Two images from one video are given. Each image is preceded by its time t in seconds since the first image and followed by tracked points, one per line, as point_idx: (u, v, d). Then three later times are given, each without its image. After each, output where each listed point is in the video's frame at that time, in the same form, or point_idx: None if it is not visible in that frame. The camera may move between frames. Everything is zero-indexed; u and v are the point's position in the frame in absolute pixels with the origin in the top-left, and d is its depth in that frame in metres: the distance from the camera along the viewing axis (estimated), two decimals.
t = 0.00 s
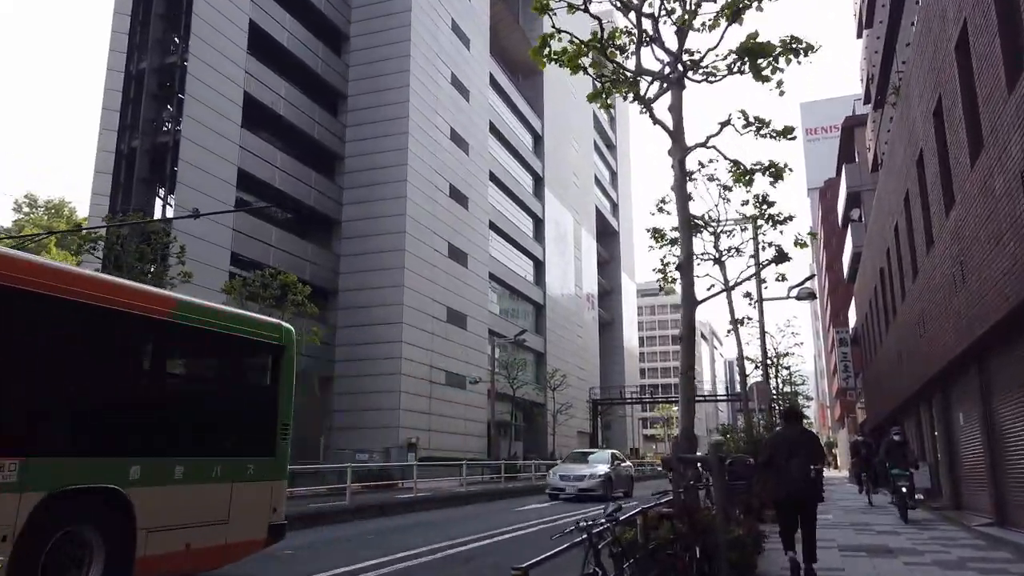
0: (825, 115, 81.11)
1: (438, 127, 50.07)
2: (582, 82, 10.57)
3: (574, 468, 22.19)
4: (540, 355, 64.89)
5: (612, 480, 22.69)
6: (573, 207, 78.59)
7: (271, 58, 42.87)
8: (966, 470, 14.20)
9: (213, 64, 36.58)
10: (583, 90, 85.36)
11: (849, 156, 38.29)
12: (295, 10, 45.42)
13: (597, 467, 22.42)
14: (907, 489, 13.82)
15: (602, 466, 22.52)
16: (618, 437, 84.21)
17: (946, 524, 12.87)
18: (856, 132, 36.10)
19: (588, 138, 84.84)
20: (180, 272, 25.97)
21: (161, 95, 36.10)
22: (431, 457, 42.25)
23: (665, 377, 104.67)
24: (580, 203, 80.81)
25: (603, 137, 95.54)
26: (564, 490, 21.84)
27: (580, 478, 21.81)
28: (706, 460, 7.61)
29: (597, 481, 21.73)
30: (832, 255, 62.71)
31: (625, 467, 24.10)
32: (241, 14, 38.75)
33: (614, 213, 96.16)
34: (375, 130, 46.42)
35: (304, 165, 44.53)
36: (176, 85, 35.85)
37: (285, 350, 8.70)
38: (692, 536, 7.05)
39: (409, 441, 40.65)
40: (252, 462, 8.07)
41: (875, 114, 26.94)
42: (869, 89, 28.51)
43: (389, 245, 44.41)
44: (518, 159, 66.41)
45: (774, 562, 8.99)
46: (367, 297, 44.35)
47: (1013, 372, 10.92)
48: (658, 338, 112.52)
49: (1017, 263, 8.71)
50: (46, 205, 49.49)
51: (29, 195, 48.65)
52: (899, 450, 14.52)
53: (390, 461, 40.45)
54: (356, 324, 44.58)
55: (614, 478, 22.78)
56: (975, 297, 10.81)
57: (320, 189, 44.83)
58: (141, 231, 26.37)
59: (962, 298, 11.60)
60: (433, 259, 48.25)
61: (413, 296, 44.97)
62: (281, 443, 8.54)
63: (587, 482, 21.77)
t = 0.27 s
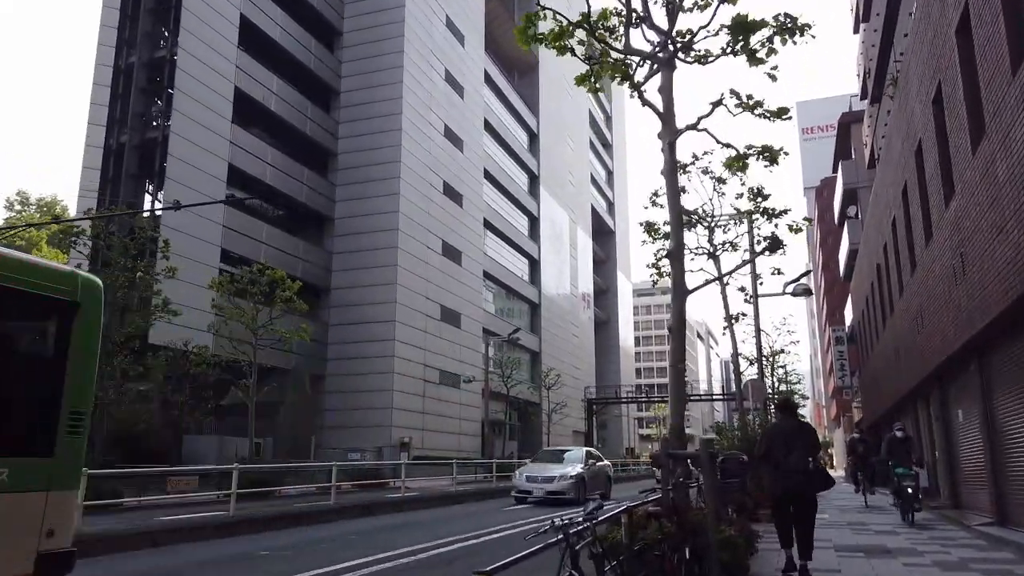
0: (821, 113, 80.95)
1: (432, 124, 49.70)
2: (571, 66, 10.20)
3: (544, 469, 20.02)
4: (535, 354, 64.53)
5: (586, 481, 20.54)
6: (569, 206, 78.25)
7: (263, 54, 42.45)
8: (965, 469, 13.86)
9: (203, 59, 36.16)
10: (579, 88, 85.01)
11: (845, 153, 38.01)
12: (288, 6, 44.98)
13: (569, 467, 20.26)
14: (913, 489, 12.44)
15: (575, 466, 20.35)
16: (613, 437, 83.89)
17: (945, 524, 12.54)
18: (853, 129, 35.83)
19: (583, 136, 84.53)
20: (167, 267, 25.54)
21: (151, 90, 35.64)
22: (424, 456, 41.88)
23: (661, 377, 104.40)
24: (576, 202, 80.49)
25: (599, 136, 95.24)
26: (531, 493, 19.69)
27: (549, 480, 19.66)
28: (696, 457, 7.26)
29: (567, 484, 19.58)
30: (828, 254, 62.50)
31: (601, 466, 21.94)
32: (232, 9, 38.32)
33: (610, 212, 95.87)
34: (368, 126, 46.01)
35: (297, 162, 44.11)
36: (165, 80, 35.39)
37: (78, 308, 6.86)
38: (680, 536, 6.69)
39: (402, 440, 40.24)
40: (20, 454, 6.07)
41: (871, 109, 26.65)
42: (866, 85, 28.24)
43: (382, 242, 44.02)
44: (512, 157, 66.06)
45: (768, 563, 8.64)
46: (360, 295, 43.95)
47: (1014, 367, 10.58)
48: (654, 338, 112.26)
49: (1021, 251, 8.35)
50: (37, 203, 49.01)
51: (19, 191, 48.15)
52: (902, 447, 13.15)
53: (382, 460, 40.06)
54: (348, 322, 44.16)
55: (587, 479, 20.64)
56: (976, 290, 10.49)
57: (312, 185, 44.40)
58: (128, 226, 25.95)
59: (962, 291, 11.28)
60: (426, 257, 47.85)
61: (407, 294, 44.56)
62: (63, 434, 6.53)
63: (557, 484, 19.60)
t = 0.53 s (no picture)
0: (817, 114, 80.85)
1: (426, 122, 49.26)
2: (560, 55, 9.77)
3: (505, 475, 18.22)
4: (530, 354, 64.21)
5: (552, 488, 18.78)
6: (564, 206, 77.90)
7: (254, 51, 41.99)
8: (965, 472, 13.51)
9: (193, 54, 35.69)
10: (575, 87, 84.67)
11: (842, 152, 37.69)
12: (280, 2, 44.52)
13: (534, 472, 18.44)
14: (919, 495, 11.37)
15: (540, 471, 18.56)
16: (609, 437, 83.56)
17: (944, 530, 12.19)
18: (849, 127, 35.54)
19: (579, 136, 84.20)
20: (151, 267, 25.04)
21: (139, 87, 35.14)
22: (416, 457, 41.51)
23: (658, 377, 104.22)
24: (572, 202, 80.13)
25: (594, 135, 94.92)
26: (490, 501, 17.90)
27: (510, 487, 17.85)
28: (687, 464, 6.87)
29: (530, 491, 17.82)
30: (824, 254, 62.29)
31: (570, 472, 20.20)
32: (222, 5, 37.84)
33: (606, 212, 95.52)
34: (361, 124, 45.55)
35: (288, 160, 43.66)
36: (154, 76, 34.89)
37: None
38: (668, 548, 6.33)
39: (395, 442, 39.87)
40: None
41: (868, 107, 26.29)
42: (862, 82, 27.95)
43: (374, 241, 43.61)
44: (507, 156, 65.62)
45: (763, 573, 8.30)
46: (352, 295, 43.58)
47: (1017, 369, 10.19)
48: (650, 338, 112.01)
49: None
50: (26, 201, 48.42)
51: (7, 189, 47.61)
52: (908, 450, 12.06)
53: (375, 461, 39.67)
54: (340, 322, 43.72)
55: (553, 485, 18.85)
56: (977, 289, 10.14)
57: (304, 184, 43.95)
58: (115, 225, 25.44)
59: (962, 289, 10.92)
60: (419, 256, 47.41)
61: (399, 294, 44.14)
62: None
63: (519, 492, 17.81)
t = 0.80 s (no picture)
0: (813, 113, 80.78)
1: (420, 119, 48.88)
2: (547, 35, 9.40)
3: (455, 475, 15.76)
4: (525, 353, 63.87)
5: (511, 490, 16.35)
6: (560, 204, 77.55)
7: (246, 46, 41.55)
8: (966, 469, 13.19)
9: (183, 48, 35.28)
10: (570, 85, 84.30)
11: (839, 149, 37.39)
12: None
13: (489, 471, 16.01)
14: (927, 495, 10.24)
15: (496, 470, 16.12)
16: (604, 436, 83.23)
17: (945, 528, 11.86)
18: (846, 123, 35.27)
19: (575, 134, 83.82)
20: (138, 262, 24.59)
21: (128, 81, 34.67)
22: (410, 456, 41.13)
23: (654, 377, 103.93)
24: (567, 200, 79.76)
25: (590, 134, 94.57)
26: (437, 504, 15.44)
27: (459, 488, 15.38)
28: (678, 458, 6.53)
29: (483, 493, 15.35)
30: (821, 253, 62.08)
31: (533, 473, 17.76)
32: None
33: (602, 211, 95.18)
34: (354, 120, 45.16)
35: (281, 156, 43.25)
36: (143, 70, 34.45)
37: None
38: (658, 548, 5.98)
39: (388, 441, 39.49)
40: None
41: (865, 101, 25.96)
42: (860, 77, 27.64)
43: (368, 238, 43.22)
44: (502, 154, 65.22)
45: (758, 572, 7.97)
46: (345, 292, 43.19)
47: (1021, 362, 9.86)
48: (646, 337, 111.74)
49: None
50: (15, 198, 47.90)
51: None
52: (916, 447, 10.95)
53: (368, 460, 39.26)
54: (332, 320, 43.31)
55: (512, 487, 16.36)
56: (981, 279, 9.78)
57: (296, 180, 43.53)
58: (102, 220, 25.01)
59: (964, 281, 10.58)
60: (414, 254, 47.00)
61: (393, 292, 43.73)
62: None
63: (470, 494, 15.33)
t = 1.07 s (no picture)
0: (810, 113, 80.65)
1: (414, 117, 48.45)
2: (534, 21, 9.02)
3: (385, 481, 12.94)
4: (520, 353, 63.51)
5: (456, 498, 13.52)
6: (556, 203, 77.18)
7: (238, 42, 41.09)
8: (966, 471, 12.92)
9: (174, 44, 34.84)
10: (567, 84, 83.93)
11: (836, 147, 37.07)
12: None
13: (428, 477, 13.21)
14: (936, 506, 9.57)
15: (437, 476, 13.31)
16: (600, 437, 82.89)
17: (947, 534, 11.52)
18: (844, 122, 34.95)
19: (571, 133, 83.43)
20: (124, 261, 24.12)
21: (118, 77, 34.18)
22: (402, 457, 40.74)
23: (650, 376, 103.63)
24: (563, 199, 79.39)
25: (587, 133, 94.24)
26: (365, 516, 12.62)
27: (391, 495, 12.63)
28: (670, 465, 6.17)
29: (419, 503, 12.56)
30: (818, 253, 61.78)
31: (485, 479, 14.94)
32: None
33: (598, 210, 94.83)
34: (347, 118, 44.73)
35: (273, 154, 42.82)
36: (133, 66, 33.99)
37: None
38: (649, 561, 5.61)
39: (381, 441, 39.09)
40: None
41: (864, 98, 25.61)
42: (858, 74, 27.31)
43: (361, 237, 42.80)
44: (498, 152, 64.79)
45: None
46: (338, 292, 42.76)
47: None
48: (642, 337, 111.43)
49: None
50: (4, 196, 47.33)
51: None
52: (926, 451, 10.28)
53: (360, 461, 38.86)
54: (325, 319, 42.89)
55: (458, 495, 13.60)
56: (985, 276, 9.45)
57: (289, 178, 43.08)
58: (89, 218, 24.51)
59: (969, 277, 10.20)
60: (408, 253, 46.57)
61: (386, 291, 43.30)
62: None
63: (403, 504, 12.54)
